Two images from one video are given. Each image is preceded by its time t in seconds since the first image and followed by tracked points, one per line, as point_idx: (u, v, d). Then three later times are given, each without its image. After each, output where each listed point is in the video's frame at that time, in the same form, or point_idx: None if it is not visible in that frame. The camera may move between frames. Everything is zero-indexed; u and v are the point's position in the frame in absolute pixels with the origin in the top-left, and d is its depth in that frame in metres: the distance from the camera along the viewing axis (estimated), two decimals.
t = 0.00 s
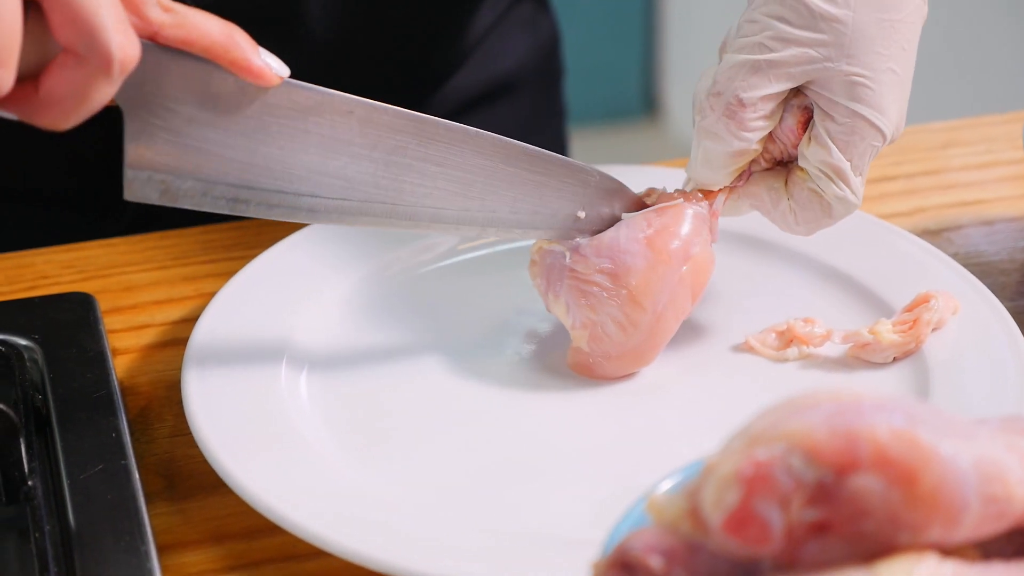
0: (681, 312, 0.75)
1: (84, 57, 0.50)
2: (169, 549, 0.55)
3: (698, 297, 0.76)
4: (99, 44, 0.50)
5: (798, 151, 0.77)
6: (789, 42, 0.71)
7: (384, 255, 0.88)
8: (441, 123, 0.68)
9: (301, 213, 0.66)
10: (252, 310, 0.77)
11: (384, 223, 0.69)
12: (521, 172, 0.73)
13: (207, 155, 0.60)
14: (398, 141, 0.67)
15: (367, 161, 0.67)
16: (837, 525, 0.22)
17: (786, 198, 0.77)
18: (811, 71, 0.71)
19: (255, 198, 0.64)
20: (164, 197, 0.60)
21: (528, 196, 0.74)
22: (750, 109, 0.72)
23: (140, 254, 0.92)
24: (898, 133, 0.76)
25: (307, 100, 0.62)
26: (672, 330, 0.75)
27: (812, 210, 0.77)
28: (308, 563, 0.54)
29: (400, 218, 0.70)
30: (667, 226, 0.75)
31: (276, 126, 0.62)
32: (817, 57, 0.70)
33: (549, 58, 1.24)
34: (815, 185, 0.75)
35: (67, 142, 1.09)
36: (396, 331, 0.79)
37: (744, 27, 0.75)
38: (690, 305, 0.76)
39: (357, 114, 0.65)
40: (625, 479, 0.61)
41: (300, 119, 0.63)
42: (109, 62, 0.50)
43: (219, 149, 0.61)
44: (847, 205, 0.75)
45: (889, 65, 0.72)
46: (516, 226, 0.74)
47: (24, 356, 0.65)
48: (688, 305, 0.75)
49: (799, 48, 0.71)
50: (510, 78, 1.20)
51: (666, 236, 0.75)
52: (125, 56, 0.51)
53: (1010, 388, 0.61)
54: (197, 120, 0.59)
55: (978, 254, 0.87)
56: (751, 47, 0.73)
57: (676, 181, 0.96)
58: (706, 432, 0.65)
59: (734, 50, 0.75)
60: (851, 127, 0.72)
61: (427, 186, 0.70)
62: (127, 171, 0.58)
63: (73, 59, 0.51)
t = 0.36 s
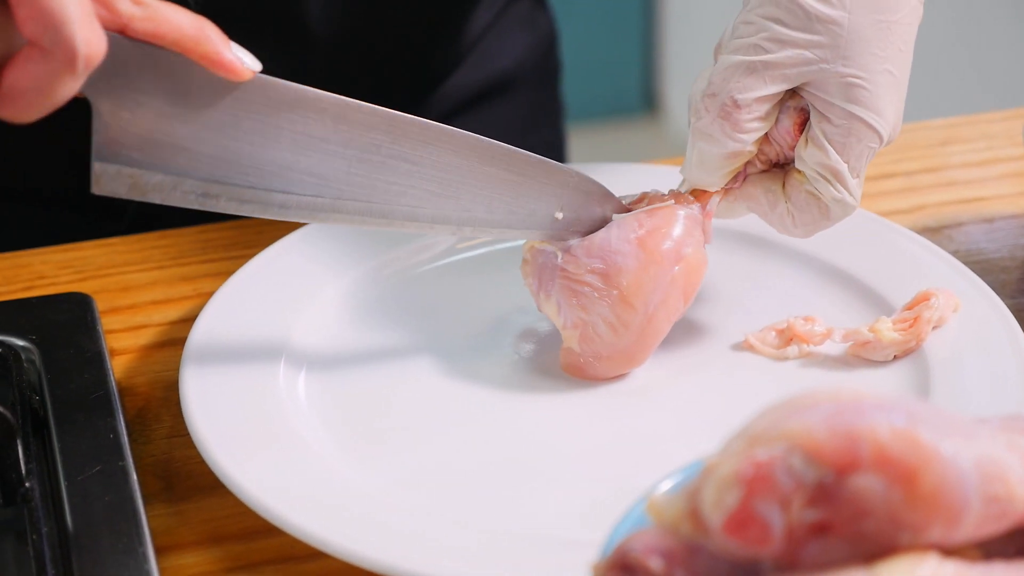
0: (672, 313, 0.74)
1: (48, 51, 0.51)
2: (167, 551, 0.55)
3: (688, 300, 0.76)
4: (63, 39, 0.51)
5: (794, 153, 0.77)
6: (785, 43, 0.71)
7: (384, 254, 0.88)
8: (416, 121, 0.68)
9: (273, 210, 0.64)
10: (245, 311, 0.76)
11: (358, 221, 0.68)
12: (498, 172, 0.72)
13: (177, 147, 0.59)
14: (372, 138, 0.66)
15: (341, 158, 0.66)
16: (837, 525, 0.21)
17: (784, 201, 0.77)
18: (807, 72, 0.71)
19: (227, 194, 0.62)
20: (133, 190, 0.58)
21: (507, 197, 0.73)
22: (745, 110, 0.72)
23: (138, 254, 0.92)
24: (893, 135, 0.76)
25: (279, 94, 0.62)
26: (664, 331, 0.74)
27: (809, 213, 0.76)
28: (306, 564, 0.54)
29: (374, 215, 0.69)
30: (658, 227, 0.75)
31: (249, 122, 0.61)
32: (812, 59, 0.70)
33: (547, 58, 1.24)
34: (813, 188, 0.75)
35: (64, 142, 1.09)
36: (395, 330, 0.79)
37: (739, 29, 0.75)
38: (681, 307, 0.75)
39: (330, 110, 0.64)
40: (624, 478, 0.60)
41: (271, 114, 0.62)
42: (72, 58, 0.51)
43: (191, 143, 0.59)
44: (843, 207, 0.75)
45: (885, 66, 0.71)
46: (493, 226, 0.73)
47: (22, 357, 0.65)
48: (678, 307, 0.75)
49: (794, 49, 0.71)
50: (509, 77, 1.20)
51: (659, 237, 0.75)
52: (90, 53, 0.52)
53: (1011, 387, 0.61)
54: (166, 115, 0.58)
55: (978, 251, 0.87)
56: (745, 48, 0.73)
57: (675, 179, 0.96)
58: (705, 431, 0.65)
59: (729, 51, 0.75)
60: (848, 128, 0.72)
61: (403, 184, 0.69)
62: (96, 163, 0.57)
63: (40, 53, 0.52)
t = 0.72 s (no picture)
0: (667, 311, 0.74)
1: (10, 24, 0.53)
2: (166, 550, 0.55)
3: (681, 300, 0.76)
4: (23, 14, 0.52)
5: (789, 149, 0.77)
6: (776, 39, 0.71)
7: (383, 252, 0.88)
8: (383, 112, 0.66)
9: (233, 193, 0.62)
10: (241, 306, 0.76)
11: (318, 212, 0.66)
12: (465, 167, 0.71)
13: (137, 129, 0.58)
14: (337, 129, 0.65)
15: (304, 149, 0.64)
16: (837, 524, 0.21)
17: (780, 198, 0.77)
18: (799, 68, 0.71)
19: (187, 176, 0.60)
20: (89, 169, 0.57)
21: (468, 194, 0.72)
22: (736, 106, 0.72)
23: (136, 252, 0.92)
24: (890, 130, 0.76)
25: (241, 82, 0.59)
26: (660, 327, 0.74)
27: (807, 209, 0.76)
28: (305, 563, 0.54)
29: (336, 205, 0.67)
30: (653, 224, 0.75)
31: (212, 105, 0.59)
32: (804, 54, 0.70)
33: (545, 55, 1.24)
34: (808, 185, 0.75)
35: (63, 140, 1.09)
36: (394, 328, 0.79)
37: (732, 26, 0.75)
38: (675, 305, 0.75)
39: (296, 99, 0.62)
40: (624, 477, 0.60)
41: (233, 106, 0.60)
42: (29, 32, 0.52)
43: (151, 125, 0.58)
44: (837, 203, 0.74)
45: (878, 61, 0.71)
46: (454, 220, 0.72)
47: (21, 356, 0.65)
48: (672, 306, 0.75)
49: (786, 45, 0.71)
50: (509, 74, 1.20)
51: (656, 237, 0.74)
52: (48, 30, 0.52)
53: (1010, 385, 0.61)
54: (125, 95, 0.56)
55: (978, 249, 0.87)
56: (737, 45, 0.73)
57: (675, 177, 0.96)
58: (705, 430, 0.65)
59: (722, 49, 0.75)
60: (841, 123, 0.72)
61: (365, 175, 0.67)
62: (52, 139, 0.55)
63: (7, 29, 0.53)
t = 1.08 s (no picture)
0: (671, 311, 0.75)
1: None
2: (166, 547, 0.55)
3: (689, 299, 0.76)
4: None
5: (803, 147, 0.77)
6: (787, 36, 0.71)
7: (383, 248, 0.88)
8: (453, 49, 0.68)
9: (314, 140, 0.65)
10: (249, 301, 0.76)
11: (397, 153, 0.68)
12: (536, 101, 0.72)
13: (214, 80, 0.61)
14: (411, 66, 0.67)
15: (380, 87, 0.66)
16: (837, 520, 0.21)
17: (796, 198, 0.77)
18: (810, 64, 0.70)
19: (269, 124, 0.63)
20: (173, 121, 0.60)
21: (542, 127, 0.73)
22: (748, 103, 0.72)
23: (135, 249, 0.92)
24: (905, 124, 0.76)
25: (321, 22, 0.63)
26: (662, 328, 0.74)
27: (825, 208, 0.76)
28: (305, 559, 0.54)
29: (417, 148, 0.68)
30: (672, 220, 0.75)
31: (286, 48, 0.63)
32: (815, 50, 0.70)
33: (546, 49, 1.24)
34: (825, 184, 0.75)
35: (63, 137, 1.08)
36: (393, 325, 0.79)
37: (743, 22, 0.75)
38: (679, 305, 0.75)
39: (366, 38, 0.65)
40: (623, 473, 0.60)
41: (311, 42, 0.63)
42: None
43: (228, 71, 0.61)
44: (856, 200, 0.74)
45: (890, 57, 0.71)
46: (531, 154, 0.73)
47: (21, 352, 0.65)
48: (677, 305, 0.75)
49: (798, 41, 0.70)
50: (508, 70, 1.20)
51: (671, 237, 0.75)
52: None
53: (1011, 381, 0.61)
54: (206, 40, 0.60)
55: (978, 246, 0.87)
56: (748, 42, 0.73)
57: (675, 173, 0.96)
58: (705, 426, 0.65)
59: (732, 45, 0.75)
60: (857, 120, 0.71)
61: (440, 113, 0.69)
62: (137, 93, 0.59)
63: None
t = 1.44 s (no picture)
0: (663, 308, 0.74)
1: (67, 15, 0.50)
2: (167, 545, 0.55)
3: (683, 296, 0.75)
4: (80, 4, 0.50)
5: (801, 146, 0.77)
6: (780, 35, 0.71)
7: (383, 247, 0.88)
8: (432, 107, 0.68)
9: (280, 184, 0.64)
10: (247, 298, 0.77)
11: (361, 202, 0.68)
12: (507, 164, 0.73)
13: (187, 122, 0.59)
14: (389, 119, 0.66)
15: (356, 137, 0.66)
16: (837, 519, 0.21)
17: (795, 198, 0.77)
18: (804, 63, 0.70)
19: (236, 167, 0.62)
20: (142, 160, 0.58)
21: (511, 185, 0.74)
22: (741, 103, 0.72)
23: (136, 247, 0.92)
24: (903, 119, 0.75)
25: (299, 75, 0.61)
26: (654, 324, 0.74)
27: (823, 207, 0.76)
28: (306, 558, 0.54)
29: (381, 197, 0.69)
30: (652, 218, 0.75)
31: (262, 97, 0.61)
32: (809, 49, 0.70)
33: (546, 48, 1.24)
34: (821, 182, 0.75)
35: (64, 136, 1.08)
36: (392, 323, 0.79)
37: (738, 22, 0.76)
38: (671, 303, 0.75)
39: (346, 92, 0.64)
40: (623, 471, 0.60)
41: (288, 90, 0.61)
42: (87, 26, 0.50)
43: (203, 116, 0.59)
44: (854, 199, 0.74)
45: (885, 54, 0.70)
46: (499, 211, 0.74)
47: (22, 351, 0.65)
48: (669, 303, 0.74)
49: (791, 41, 0.70)
50: (509, 69, 1.20)
51: (651, 230, 0.74)
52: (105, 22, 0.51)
53: (1010, 380, 0.61)
54: (180, 87, 0.57)
55: (978, 244, 0.87)
56: (742, 42, 0.73)
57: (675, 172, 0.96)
58: (705, 424, 0.65)
59: (727, 45, 0.75)
60: (852, 119, 0.71)
61: (411, 169, 0.69)
62: (108, 130, 0.56)
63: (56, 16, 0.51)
